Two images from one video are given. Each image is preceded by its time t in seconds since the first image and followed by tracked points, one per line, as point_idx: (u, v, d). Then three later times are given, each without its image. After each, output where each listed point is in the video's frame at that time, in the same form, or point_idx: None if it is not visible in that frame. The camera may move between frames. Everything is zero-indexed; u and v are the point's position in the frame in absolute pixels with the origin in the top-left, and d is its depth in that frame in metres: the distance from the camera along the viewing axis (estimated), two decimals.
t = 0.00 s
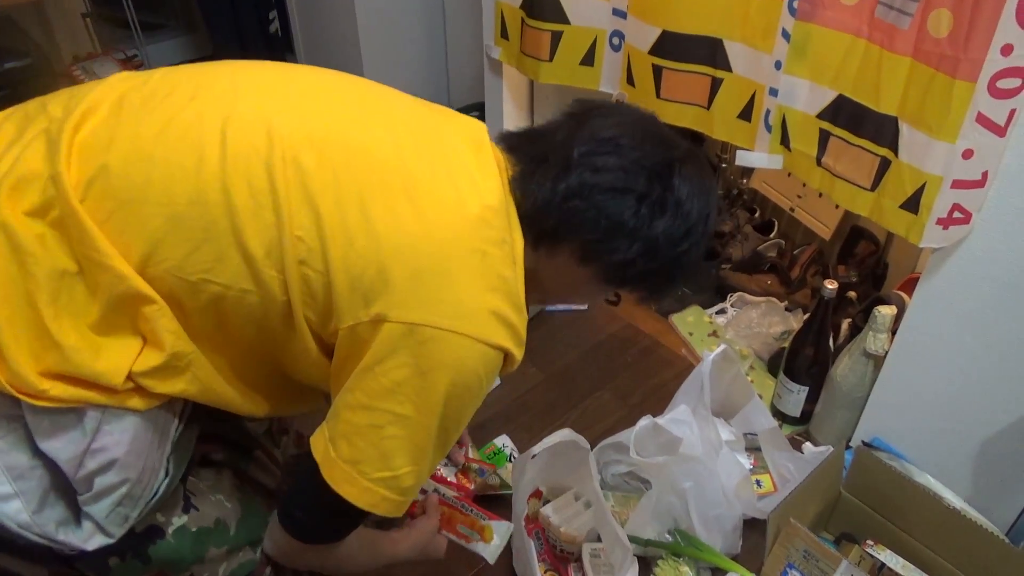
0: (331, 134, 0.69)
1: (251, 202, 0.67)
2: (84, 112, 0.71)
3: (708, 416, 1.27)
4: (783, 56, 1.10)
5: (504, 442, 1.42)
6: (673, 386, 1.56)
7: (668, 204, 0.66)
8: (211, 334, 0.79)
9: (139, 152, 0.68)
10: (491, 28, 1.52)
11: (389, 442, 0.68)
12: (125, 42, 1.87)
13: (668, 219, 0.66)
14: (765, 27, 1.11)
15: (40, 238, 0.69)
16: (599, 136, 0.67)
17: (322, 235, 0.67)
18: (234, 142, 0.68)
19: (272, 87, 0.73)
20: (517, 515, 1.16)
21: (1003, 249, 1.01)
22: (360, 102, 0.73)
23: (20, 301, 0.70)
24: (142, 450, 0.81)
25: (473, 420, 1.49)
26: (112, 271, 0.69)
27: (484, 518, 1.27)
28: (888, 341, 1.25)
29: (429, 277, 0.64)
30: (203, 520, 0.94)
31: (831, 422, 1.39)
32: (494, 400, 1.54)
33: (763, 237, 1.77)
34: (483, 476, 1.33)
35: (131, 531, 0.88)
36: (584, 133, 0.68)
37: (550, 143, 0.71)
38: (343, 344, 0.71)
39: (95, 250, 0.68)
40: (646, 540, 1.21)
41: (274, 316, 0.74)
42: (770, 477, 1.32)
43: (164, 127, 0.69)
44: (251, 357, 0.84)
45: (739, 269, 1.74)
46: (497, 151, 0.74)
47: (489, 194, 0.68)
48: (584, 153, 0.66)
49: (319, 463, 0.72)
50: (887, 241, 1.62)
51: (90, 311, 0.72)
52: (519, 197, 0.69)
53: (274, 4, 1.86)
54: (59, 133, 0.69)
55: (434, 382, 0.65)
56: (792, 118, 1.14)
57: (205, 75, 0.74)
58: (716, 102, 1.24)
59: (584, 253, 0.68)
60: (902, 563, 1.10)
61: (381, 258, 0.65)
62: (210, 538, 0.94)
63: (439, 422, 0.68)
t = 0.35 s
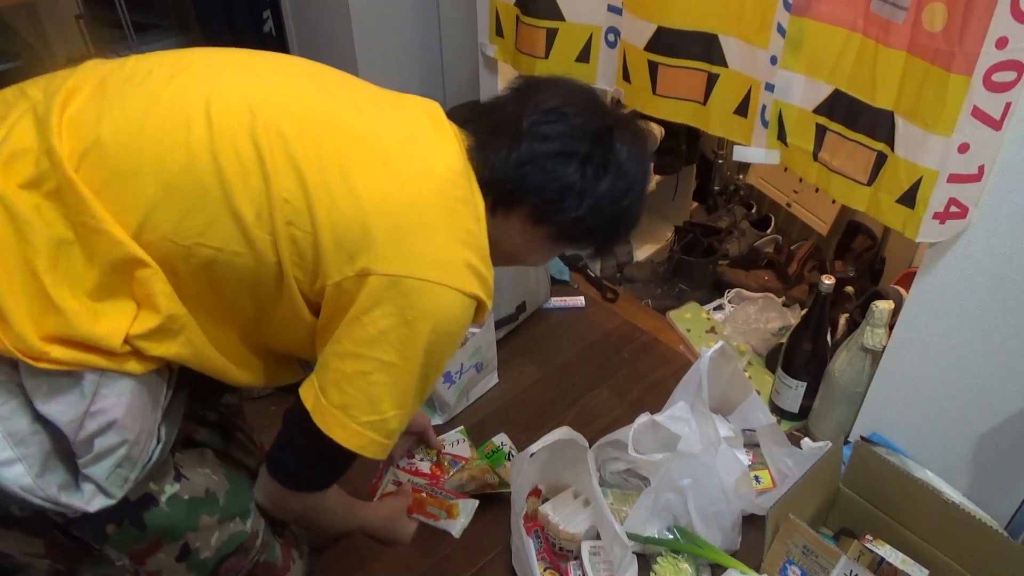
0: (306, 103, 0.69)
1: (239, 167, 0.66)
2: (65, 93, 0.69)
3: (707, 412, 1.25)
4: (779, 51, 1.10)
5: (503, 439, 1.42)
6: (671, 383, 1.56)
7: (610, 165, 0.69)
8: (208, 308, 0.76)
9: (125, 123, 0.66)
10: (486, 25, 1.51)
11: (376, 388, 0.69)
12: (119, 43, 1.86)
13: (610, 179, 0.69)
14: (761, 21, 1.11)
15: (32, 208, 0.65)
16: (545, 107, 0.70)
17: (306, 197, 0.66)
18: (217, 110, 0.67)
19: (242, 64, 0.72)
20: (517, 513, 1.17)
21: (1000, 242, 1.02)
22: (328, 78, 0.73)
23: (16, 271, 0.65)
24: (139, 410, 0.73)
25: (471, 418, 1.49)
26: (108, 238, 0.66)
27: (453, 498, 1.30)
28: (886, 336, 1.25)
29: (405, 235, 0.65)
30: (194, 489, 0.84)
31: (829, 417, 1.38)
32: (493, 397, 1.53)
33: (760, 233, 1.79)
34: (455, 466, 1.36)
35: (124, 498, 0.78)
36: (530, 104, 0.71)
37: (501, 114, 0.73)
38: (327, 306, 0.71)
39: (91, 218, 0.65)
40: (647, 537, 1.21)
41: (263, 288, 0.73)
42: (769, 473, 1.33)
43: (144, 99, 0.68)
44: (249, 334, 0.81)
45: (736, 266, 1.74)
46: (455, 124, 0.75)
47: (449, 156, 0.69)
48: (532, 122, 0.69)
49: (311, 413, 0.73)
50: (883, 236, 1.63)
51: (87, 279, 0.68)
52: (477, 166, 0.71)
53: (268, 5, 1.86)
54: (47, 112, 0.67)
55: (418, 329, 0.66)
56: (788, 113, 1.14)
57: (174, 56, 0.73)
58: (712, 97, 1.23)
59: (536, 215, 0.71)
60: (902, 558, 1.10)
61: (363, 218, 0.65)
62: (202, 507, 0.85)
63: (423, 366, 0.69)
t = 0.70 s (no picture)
0: (291, 88, 0.70)
1: (232, 143, 0.67)
2: (66, 72, 0.69)
3: (707, 411, 1.26)
4: (781, 50, 1.10)
5: (503, 439, 1.42)
6: (672, 382, 1.55)
7: (556, 145, 0.72)
8: (205, 284, 0.75)
9: (124, 97, 0.67)
10: (487, 24, 1.51)
11: (352, 349, 0.70)
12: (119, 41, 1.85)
13: (557, 158, 0.72)
14: (762, 21, 1.11)
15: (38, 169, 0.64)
16: (494, 95, 0.73)
17: (292, 174, 0.67)
18: (212, 90, 0.68)
19: (231, 53, 0.73)
20: (517, 512, 1.16)
21: (1001, 241, 1.02)
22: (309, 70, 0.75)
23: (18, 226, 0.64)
24: (127, 365, 0.70)
25: (472, 418, 1.49)
26: (106, 203, 0.65)
27: (431, 509, 1.31)
28: (887, 336, 1.25)
29: (380, 209, 0.67)
30: (174, 443, 0.77)
31: (829, 417, 1.38)
32: (493, 397, 1.53)
33: (760, 232, 1.82)
34: (439, 482, 1.33)
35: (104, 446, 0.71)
36: (481, 93, 0.74)
37: (455, 108, 0.75)
38: (308, 275, 0.72)
39: (90, 184, 0.65)
40: (649, 537, 1.21)
41: (249, 265, 0.73)
42: (769, 473, 1.32)
43: (141, 77, 0.68)
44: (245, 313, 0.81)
45: (736, 265, 1.75)
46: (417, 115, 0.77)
47: (418, 142, 0.71)
48: (484, 111, 0.72)
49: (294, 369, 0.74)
50: (884, 235, 1.65)
51: (85, 241, 0.66)
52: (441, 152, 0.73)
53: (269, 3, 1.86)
54: (53, 87, 0.67)
55: (392, 295, 0.68)
56: (789, 113, 1.13)
57: (166, 44, 0.74)
58: (714, 96, 1.23)
59: (495, 195, 0.73)
60: (903, 558, 1.10)
61: (344, 193, 0.67)
62: (182, 462, 0.77)
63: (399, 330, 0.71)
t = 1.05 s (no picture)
0: (301, 116, 0.72)
1: (243, 158, 0.68)
2: (95, 82, 0.70)
3: (707, 411, 1.26)
4: (783, 49, 1.10)
5: (503, 436, 1.42)
6: (672, 382, 1.55)
7: (528, 181, 0.74)
8: (209, 291, 0.75)
9: (147, 105, 0.67)
10: (489, 21, 1.51)
11: (343, 354, 0.72)
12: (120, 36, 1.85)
13: (529, 195, 0.74)
14: (765, 20, 1.10)
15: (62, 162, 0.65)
16: (472, 134, 0.74)
17: (297, 193, 0.68)
18: (230, 106, 0.69)
19: (243, 80, 0.75)
20: (517, 510, 1.16)
21: (1003, 243, 1.02)
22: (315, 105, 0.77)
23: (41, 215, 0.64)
24: (120, 348, 0.67)
25: (471, 415, 1.49)
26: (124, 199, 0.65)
27: (441, 543, 1.24)
28: (887, 336, 1.25)
29: (375, 229, 0.68)
30: (162, 420, 0.76)
31: (829, 417, 1.38)
32: (492, 394, 1.53)
33: (761, 232, 1.82)
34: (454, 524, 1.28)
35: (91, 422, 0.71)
36: (459, 133, 0.75)
37: (437, 142, 0.77)
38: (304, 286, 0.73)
39: (111, 179, 0.65)
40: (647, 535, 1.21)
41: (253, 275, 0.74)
42: (769, 473, 1.32)
43: (163, 90, 0.69)
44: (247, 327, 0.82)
45: (738, 264, 1.76)
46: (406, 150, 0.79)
47: (413, 174, 0.72)
48: (463, 147, 0.74)
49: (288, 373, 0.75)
50: (884, 237, 1.63)
51: (101, 232, 0.66)
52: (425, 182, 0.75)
53: None
54: (82, 94, 0.68)
55: (382, 310, 0.69)
56: (791, 113, 1.13)
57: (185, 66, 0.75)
58: (716, 95, 1.23)
59: (471, 227, 0.75)
60: (902, 559, 1.10)
61: (341, 211, 0.68)
62: (169, 440, 0.76)
63: (388, 344, 0.72)
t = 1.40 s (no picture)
0: (294, 111, 0.72)
1: (236, 158, 0.68)
2: (84, 78, 0.69)
3: (705, 407, 1.25)
4: (781, 45, 1.09)
5: (500, 433, 1.43)
6: (670, 378, 1.55)
7: (522, 173, 0.73)
8: (203, 287, 0.75)
9: (138, 102, 0.67)
10: (487, 17, 1.50)
11: (341, 350, 0.72)
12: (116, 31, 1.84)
13: (523, 186, 0.73)
14: (763, 16, 1.10)
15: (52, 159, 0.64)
16: (466, 124, 0.74)
17: (292, 190, 0.68)
18: (222, 103, 0.69)
19: (234, 72, 0.74)
20: (513, 506, 1.16)
21: (1001, 239, 1.02)
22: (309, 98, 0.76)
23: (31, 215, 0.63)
24: (113, 342, 0.67)
25: (469, 412, 1.48)
26: (116, 198, 0.65)
27: (433, 535, 1.26)
28: (885, 333, 1.25)
29: (370, 226, 0.68)
30: (157, 414, 0.76)
31: (827, 415, 1.38)
32: (490, 391, 1.53)
33: (759, 228, 1.81)
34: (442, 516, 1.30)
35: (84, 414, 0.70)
36: (454, 125, 0.74)
37: (429, 134, 0.76)
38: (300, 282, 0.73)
39: (103, 177, 0.65)
40: (645, 532, 1.21)
41: (247, 269, 0.74)
42: (767, 469, 1.32)
43: (154, 85, 0.69)
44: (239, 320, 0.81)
45: (736, 260, 1.77)
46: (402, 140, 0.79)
47: (408, 166, 0.72)
48: (457, 138, 0.73)
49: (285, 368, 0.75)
50: (883, 233, 1.63)
51: (94, 230, 0.66)
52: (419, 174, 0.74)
53: None
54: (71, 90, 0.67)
55: (379, 305, 0.69)
56: (789, 109, 1.13)
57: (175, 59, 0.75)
58: (714, 91, 1.23)
59: (465, 219, 0.74)
60: (899, 555, 1.11)
61: (336, 208, 0.68)
62: (164, 433, 0.76)
63: (387, 339, 0.72)
